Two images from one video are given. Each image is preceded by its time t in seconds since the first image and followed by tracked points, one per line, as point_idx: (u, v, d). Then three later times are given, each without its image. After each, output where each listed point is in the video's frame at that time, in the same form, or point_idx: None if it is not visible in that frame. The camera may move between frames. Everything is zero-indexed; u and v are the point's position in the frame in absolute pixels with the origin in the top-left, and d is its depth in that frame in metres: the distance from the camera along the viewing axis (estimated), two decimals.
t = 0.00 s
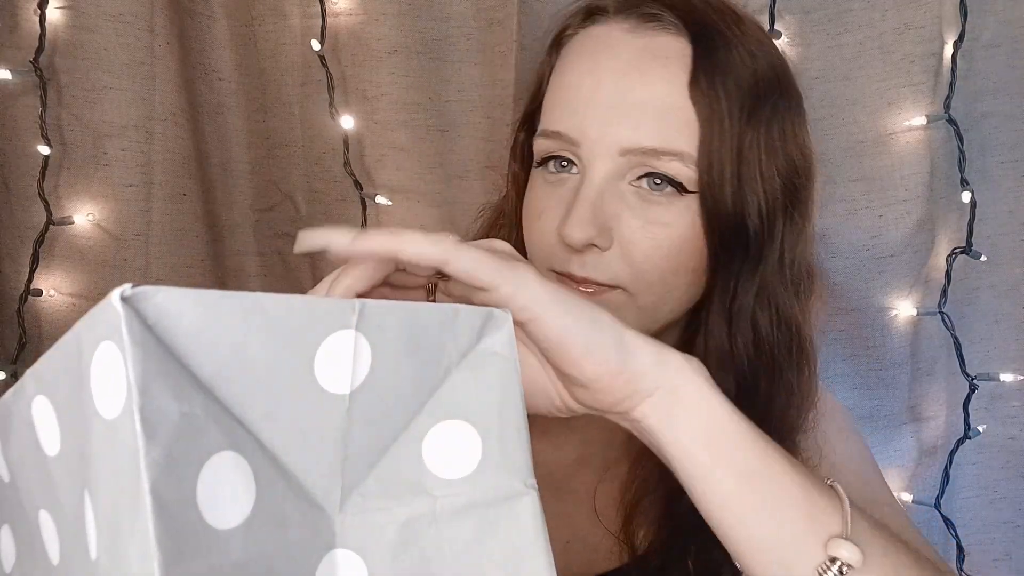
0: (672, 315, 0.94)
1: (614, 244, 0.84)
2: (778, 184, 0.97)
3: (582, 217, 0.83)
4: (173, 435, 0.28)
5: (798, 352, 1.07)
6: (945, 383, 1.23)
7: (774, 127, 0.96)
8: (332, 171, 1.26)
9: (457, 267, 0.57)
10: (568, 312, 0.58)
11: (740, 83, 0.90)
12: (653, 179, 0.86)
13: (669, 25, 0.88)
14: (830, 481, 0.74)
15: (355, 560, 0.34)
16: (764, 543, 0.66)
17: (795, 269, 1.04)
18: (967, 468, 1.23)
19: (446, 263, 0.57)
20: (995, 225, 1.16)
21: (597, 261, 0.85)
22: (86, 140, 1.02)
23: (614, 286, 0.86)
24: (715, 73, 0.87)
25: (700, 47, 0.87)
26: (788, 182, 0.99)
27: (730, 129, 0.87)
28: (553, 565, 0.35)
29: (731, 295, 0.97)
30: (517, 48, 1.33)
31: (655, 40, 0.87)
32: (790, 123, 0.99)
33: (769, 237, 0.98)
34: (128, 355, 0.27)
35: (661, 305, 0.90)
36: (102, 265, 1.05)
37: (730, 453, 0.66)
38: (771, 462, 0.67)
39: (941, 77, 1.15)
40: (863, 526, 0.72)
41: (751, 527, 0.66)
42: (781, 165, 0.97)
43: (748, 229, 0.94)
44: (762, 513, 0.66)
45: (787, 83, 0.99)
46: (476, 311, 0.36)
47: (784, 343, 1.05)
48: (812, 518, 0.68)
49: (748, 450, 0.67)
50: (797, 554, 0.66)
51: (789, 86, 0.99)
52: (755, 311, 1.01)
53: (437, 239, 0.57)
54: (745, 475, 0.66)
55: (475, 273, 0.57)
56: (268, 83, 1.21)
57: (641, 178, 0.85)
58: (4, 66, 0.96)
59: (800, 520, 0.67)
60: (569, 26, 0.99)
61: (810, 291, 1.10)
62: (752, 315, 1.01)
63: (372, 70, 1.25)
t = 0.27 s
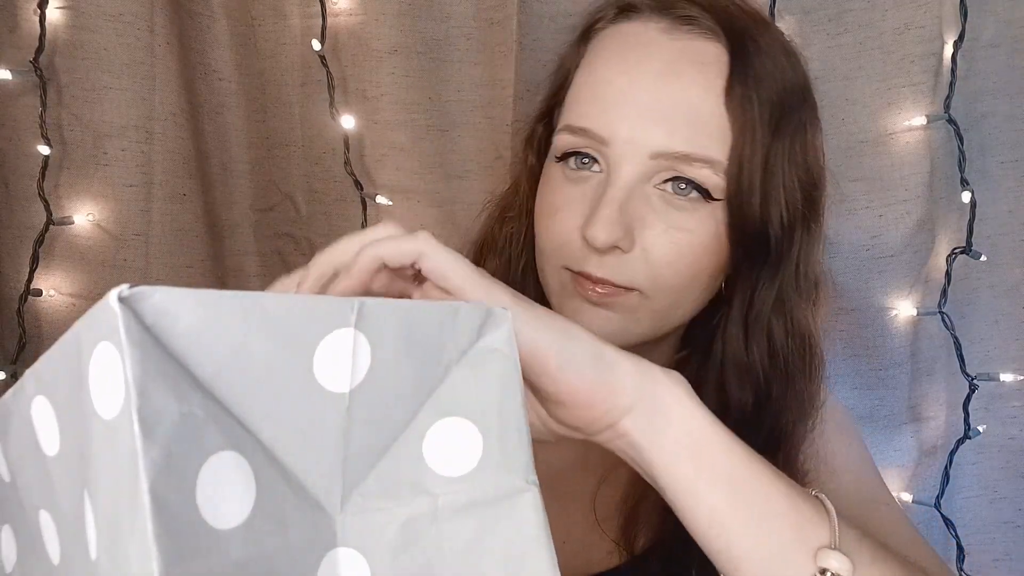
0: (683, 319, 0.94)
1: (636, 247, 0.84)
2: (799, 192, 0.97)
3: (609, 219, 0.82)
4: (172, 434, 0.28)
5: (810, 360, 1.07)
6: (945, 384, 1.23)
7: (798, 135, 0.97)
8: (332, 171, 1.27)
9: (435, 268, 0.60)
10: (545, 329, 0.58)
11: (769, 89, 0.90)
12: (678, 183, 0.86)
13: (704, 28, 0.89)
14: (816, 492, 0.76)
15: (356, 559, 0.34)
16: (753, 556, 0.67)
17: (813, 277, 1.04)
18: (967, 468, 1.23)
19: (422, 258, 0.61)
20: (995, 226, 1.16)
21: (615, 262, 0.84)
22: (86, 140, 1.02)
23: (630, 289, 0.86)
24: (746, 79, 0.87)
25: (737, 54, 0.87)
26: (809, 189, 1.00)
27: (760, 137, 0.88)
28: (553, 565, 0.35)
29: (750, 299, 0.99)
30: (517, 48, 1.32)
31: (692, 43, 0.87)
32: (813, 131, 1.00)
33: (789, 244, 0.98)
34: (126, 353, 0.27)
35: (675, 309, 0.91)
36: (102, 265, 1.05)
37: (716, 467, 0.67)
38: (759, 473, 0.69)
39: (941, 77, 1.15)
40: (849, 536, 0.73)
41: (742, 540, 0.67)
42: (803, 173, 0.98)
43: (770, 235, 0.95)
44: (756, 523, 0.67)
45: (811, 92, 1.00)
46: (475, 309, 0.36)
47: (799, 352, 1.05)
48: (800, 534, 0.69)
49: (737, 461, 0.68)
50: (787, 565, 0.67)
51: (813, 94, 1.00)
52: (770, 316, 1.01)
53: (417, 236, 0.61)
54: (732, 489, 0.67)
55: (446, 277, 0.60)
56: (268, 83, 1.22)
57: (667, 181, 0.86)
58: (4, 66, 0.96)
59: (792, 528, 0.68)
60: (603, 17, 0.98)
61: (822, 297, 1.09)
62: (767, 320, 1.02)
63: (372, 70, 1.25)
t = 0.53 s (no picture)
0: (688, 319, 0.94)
1: (649, 246, 0.83)
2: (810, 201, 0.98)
3: (626, 215, 0.82)
4: (172, 434, 0.28)
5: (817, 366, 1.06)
6: (945, 383, 1.24)
7: (812, 145, 0.98)
8: (332, 171, 1.26)
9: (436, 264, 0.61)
10: (544, 322, 0.58)
11: (789, 96, 0.91)
12: (693, 185, 0.86)
13: (728, 30, 0.90)
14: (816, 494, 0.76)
15: (354, 559, 0.34)
16: (752, 561, 0.67)
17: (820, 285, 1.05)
18: (967, 468, 1.23)
19: (425, 254, 0.62)
20: (995, 226, 1.16)
21: (627, 261, 0.83)
22: (86, 140, 1.02)
23: (637, 288, 0.86)
24: (768, 85, 0.88)
25: (762, 61, 0.88)
26: (819, 196, 1.01)
27: (779, 143, 0.89)
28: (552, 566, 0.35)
29: (762, 303, 0.99)
30: (517, 48, 1.32)
31: (718, 45, 0.88)
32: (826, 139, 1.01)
33: (800, 251, 0.99)
34: (126, 354, 0.27)
35: (681, 310, 0.91)
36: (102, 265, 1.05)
37: (715, 470, 0.67)
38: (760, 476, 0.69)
39: (941, 76, 1.15)
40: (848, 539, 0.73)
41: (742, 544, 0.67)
42: (815, 181, 0.99)
43: (782, 241, 0.95)
44: (756, 526, 0.67)
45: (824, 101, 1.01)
46: (475, 309, 0.36)
47: (807, 360, 1.05)
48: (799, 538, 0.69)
49: (735, 465, 0.68)
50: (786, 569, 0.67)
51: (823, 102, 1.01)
52: (781, 324, 1.02)
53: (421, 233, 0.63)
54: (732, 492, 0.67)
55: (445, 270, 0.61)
56: (268, 83, 1.22)
57: (683, 182, 0.85)
58: (4, 66, 0.96)
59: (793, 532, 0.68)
60: (627, 13, 0.98)
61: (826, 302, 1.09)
62: (778, 326, 1.02)
63: (372, 70, 1.25)
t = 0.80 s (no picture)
0: (688, 318, 0.94)
1: (653, 244, 0.83)
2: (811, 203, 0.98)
3: (629, 212, 0.81)
4: (171, 433, 0.28)
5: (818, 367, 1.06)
6: (945, 383, 1.24)
7: (815, 147, 0.98)
8: (331, 170, 1.26)
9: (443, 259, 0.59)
10: (549, 315, 0.57)
11: (792, 96, 0.91)
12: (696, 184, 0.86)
13: (735, 30, 0.90)
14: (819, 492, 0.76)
15: (354, 559, 0.34)
16: (754, 557, 0.67)
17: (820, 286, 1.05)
18: (967, 468, 1.23)
19: (434, 251, 0.60)
20: (995, 226, 1.16)
21: (632, 258, 0.83)
22: (87, 140, 1.02)
23: (640, 286, 0.86)
24: (774, 85, 0.88)
25: (767, 62, 0.89)
26: (822, 197, 1.01)
27: (783, 144, 0.89)
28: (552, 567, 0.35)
29: (763, 301, 0.99)
30: (517, 48, 1.32)
31: (725, 45, 0.88)
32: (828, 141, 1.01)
33: (802, 251, 0.99)
34: (125, 353, 0.27)
35: (683, 309, 0.91)
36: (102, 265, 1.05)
37: (720, 467, 0.67)
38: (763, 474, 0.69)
39: (941, 77, 1.15)
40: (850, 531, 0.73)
41: (744, 543, 0.67)
42: (817, 183, 0.99)
43: (785, 241, 0.96)
44: (757, 525, 0.67)
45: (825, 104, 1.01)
46: (475, 310, 0.36)
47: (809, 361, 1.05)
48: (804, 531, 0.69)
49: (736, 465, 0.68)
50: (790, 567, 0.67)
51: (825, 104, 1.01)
52: (783, 324, 1.02)
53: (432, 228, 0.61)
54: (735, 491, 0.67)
55: (452, 268, 0.59)
56: (268, 83, 1.22)
57: (687, 181, 0.85)
58: (4, 66, 0.96)
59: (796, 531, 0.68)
60: (632, 10, 0.98)
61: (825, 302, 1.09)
62: (780, 327, 1.02)
63: (371, 70, 1.25)
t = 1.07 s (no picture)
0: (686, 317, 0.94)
1: (649, 241, 0.83)
2: (810, 201, 0.99)
3: (625, 209, 0.81)
4: (169, 432, 0.28)
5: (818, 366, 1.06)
6: (945, 383, 1.23)
7: (812, 144, 0.98)
8: (331, 170, 1.26)
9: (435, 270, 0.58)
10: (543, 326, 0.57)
11: (788, 93, 0.91)
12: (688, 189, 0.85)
13: (730, 26, 0.90)
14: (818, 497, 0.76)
15: (352, 559, 0.34)
16: (751, 560, 0.67)
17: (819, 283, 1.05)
18: (967, 468, 1.23)
19: (425, 262, 0.59)
20: (995, 226, 1.16)
21: (629, 255, 0.83)
22: (87, 140, 1.02)
23: (637, 284, 0.86)
24: (768, 82, 0.88)
25: (763, 60, 0.89)
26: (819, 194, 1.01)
27: (779, 141, 0.89)
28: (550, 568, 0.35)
29: (761, 300, 1.00)
30: (517, 48, 1.32)
31: (719, 41, 0.88)
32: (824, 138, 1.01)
33: (800, 250, 0.99)
34: (121, 352, 0.27)
35: (681, 308, 0.91)
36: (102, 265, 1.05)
37: (718, 470, 0.67)
38: (760, 479, 0.69)
39: (941, 77, 1.15)
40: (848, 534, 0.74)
41: (741, 548, 0.67)
42: (815, 182, 0.99)
43: (782, 240, 0.96)
44: (751, 528, 0.67)
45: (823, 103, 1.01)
46: (475, 311, 0.36)
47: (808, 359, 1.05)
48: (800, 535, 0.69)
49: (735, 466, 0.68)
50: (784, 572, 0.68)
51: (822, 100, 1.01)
52: (780, 322, 1.02)
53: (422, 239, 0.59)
54: (732, 495, 0.67)
55: (446, 280, 0.59)
56: (268, 83, 1.22)
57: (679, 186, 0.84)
58: (4, 66, 0.96)
59: (789, 535, 0.68)
60: (627, 10, 0.98)
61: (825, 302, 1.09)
62: (777, 325, 1.02)
63: (371, 70, 1.25)
